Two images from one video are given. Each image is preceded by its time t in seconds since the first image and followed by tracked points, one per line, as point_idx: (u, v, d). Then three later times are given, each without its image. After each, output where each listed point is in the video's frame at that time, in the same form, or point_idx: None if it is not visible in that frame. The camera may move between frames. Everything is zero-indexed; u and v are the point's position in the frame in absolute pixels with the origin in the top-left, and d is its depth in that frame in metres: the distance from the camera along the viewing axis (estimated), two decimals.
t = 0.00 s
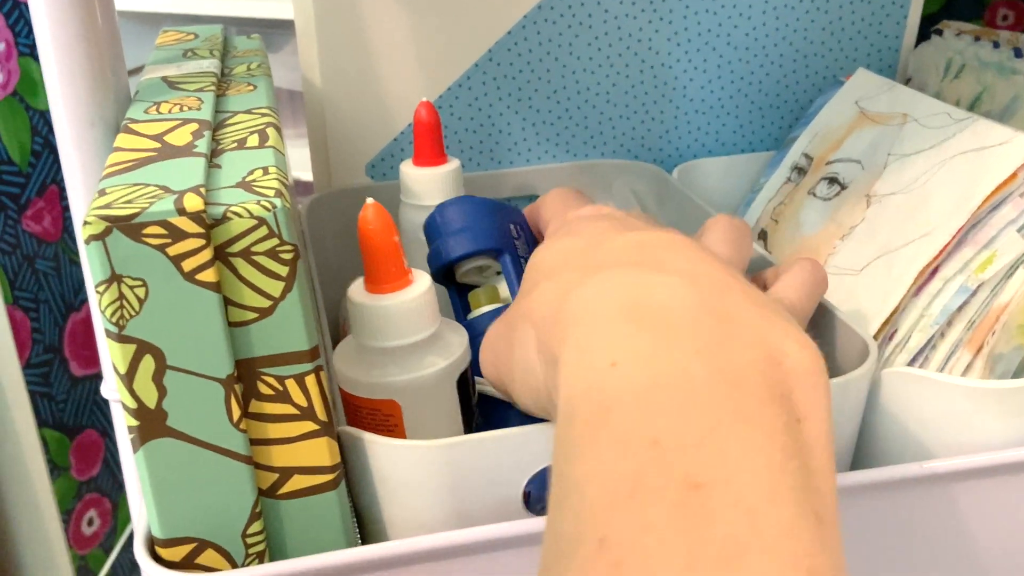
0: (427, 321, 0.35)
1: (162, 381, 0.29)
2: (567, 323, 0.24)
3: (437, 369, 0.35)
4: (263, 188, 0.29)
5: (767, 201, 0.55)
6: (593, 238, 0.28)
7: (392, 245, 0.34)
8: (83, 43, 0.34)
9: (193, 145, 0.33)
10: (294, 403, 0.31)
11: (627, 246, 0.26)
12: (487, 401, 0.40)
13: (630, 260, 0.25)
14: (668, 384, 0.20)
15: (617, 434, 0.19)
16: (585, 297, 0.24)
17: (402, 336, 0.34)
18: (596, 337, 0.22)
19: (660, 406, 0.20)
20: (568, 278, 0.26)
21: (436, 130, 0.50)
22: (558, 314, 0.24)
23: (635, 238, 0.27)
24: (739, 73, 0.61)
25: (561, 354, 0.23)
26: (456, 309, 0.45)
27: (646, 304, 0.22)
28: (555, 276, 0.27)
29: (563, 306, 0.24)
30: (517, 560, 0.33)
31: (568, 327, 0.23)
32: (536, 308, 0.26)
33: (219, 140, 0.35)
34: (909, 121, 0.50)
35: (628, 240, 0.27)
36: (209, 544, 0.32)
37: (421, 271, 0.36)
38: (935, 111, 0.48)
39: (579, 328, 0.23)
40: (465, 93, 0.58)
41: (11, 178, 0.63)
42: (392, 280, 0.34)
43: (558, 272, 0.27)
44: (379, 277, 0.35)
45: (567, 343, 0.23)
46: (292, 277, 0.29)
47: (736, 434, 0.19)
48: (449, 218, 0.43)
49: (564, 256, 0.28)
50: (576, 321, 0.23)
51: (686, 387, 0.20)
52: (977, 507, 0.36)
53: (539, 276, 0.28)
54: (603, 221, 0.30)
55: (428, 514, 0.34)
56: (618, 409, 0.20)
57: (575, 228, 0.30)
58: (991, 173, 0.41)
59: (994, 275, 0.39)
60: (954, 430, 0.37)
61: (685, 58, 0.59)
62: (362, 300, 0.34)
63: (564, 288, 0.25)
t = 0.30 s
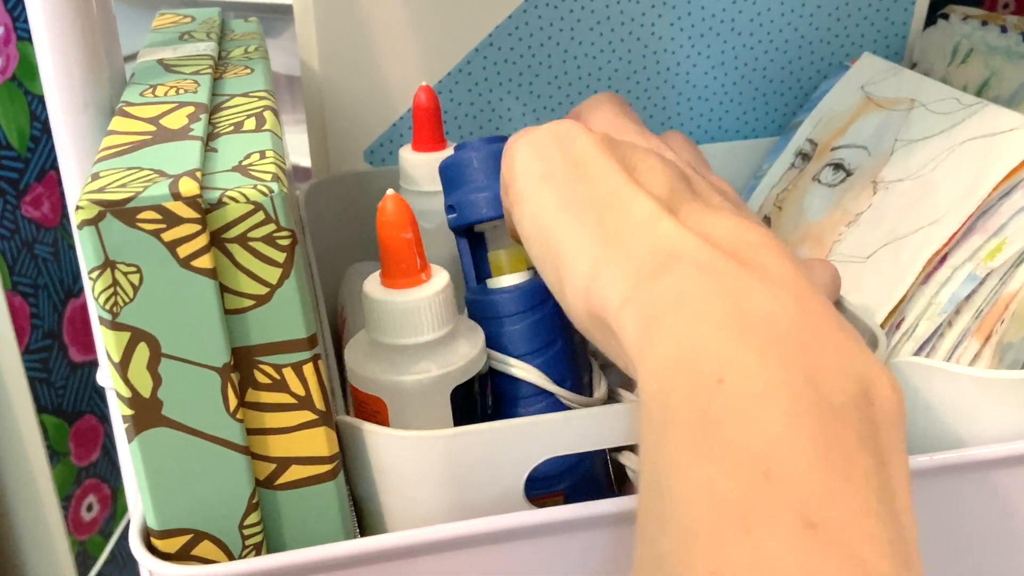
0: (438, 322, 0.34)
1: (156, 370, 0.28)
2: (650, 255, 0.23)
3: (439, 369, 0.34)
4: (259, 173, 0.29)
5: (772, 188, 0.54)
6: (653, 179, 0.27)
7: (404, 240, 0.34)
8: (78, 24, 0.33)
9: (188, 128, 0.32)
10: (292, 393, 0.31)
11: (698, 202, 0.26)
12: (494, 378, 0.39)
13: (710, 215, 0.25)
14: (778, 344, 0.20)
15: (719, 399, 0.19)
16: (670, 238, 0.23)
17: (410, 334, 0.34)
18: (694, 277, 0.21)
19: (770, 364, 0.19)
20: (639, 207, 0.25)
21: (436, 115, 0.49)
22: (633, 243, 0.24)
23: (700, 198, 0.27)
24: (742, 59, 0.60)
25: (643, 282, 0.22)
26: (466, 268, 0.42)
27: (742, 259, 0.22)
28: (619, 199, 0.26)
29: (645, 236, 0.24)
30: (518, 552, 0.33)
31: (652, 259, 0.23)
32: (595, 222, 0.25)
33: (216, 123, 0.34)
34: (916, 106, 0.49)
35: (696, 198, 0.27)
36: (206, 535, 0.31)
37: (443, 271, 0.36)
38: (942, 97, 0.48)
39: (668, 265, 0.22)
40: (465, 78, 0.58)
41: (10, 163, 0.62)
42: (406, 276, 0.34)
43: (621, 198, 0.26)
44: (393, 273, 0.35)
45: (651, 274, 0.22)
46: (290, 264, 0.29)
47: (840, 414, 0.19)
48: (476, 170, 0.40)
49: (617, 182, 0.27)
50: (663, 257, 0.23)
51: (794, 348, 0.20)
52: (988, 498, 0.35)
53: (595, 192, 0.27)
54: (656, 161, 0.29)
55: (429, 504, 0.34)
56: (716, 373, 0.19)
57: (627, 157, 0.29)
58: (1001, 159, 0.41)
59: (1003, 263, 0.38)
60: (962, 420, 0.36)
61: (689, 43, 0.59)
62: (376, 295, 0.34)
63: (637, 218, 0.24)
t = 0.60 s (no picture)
0: (433, 309, 0.35)
1: (159, 355, 0.28)
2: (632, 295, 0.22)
3: (439, 352, 0.35)
4: (263, 156, 0.28)
5: (778, 180, 0.54)
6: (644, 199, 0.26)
7: (397, 225, 0.34)
8: (80, 7, 0.33)
9: (190, 112, 0.32)
10: (296, 379, 0.30)
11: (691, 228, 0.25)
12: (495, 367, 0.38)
13: (700, 244, 0.23)
14: (764, 387, 0.18)
15: (705, 462, 0.17)
16: (653, 278, 0.22)
17: (408, 320, 0.34)
18: (679, 329, 0.20)
19: (753, 405, 0.18)
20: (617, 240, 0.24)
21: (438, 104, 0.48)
22: (612, 282, 0.23)
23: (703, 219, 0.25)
24: (748, 50, 0.59)
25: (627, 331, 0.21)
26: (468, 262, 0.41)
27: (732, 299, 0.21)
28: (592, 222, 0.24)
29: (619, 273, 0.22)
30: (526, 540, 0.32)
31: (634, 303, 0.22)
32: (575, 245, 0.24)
33: (219, 108, 0.34)
34: (926, 95, 0.49)
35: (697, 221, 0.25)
36: (209, 524, 0.31)
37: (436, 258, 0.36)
38: (952, 86, 0.47)
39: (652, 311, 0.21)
40: (469, 68, 0.57)
41: (11, 155, 0.62)
42: (400, 262, 0.34)
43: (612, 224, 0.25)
44: (387, 258, 0.35)
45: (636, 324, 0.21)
46: (294, 248, 0.28)
47: (847, 458, 0.17)
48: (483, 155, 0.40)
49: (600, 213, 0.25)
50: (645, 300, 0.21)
51: (786, 387, 0.18)
52: (999, 488, 0.35)
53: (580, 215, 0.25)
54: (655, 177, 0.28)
55: (434, 493, 0.33)
56: (703, 435, 0.18)
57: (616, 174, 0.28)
58: (1011, 148, 0.40)
59: (1014, 253, 0.38)
60: (974, 410, 0.36)
61: (694, 34, 0.58)
62: (370, 281, 0.34)
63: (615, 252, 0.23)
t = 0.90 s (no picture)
0: (457, 300, 0.35)
1: (169, 343, 0.28)
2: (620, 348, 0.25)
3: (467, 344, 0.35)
4: (274, 143, 0.28)
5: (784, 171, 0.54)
6: (667, 213, 0.27)
7: (424, 213, 0.35)
8: None
9: (199, 100, 0.31)
10: (305, 367, 0.30)
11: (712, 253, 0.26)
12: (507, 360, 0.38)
13: (693, 285, 0.26)
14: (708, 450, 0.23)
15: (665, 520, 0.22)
16: (645, 331, 0.25)
17: (435, 309, 0.34)
18: (652, 387, 0.24)
19: (693, 468, 0.22)
20: (624, 283, 0.26)
21: (446, 95, 0.47)
22: (611, 333, 0.26)
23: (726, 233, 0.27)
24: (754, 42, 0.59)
25: (609, 386, 0.25)
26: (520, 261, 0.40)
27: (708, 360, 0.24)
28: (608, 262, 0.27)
29: (610, 325, 0.26)
30: (537, 529, 0.32)
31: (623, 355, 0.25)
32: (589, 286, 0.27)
33: (228, 96, 0.34)
34: (933, 87, 0.49)
35: (716, 237, 0.27)
36: (218, 512, 0.31)
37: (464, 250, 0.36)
38: (960, 78, 0.48)
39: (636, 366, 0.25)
40: (474, 59, 0.57)
41: (12, 146, 0.61)
42: (425, 250, 0.35)
43: (627, 259, 0.27)
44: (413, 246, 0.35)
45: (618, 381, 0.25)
46: (304, 236, 0.28)
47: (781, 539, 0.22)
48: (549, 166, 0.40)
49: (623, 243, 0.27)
50: (632, 353, 0.25)
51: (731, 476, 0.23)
52: (1007, 479, 0.35)
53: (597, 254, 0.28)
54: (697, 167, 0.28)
55: (444, 481, 0.33)
56: (663, 495, 0.22)
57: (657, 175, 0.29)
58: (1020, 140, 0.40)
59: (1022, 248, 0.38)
60: (983, 400, 0.36)
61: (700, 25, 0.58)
62: (396, 266, 0.35)
63: (620, 302, 0.26)
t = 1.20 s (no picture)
0: (446, 277, 0.35)
1: (171, 337, 0.28)
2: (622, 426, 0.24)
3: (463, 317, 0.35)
4: (276, 137, 0.28)
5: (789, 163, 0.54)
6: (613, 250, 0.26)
7: (411, 201, 0.35)
8: None
9: (202, 93, 0.31)
10: (307, 361, 0.30)
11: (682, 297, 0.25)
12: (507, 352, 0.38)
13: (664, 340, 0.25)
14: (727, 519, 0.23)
15: None
16: (643, 405, 0.24)
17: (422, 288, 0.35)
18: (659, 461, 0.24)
19: (722, 532, 0.23)
20: (604, 344, 0.25)
21: (450, 86, 0.47)
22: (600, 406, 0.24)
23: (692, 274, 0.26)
24: (761, 33, 0.59)
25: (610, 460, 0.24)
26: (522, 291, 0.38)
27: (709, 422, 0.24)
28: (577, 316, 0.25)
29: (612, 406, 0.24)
30: (540, 524, 0.32)
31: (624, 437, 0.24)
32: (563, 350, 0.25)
33: (230, 89, 0.33)
34: (939, 80, 0.48)
35: (679, 272, 0.26)
36: (220, 506, 0.31)
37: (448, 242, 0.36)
38: (967, 70, 0.47)
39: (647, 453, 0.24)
40: (478, 49, 0.57)
41: (15, 136, 0.60)
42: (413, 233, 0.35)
43: (599, 318, 0.25)
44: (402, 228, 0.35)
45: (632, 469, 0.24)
46: (306, 230, 0.28)
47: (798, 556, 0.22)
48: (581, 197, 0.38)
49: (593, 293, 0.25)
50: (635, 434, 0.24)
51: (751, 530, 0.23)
52: (1012, 473, 0.35)
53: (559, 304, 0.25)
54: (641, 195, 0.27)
55: (447, 475, 0.33)
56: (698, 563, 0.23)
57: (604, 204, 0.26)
58: None
59: None
60: (985, 396, 0.36)
61: (706, 17, 0.58)
62: (384, 249, 0.35)
63: (610, 370, 0.24)
